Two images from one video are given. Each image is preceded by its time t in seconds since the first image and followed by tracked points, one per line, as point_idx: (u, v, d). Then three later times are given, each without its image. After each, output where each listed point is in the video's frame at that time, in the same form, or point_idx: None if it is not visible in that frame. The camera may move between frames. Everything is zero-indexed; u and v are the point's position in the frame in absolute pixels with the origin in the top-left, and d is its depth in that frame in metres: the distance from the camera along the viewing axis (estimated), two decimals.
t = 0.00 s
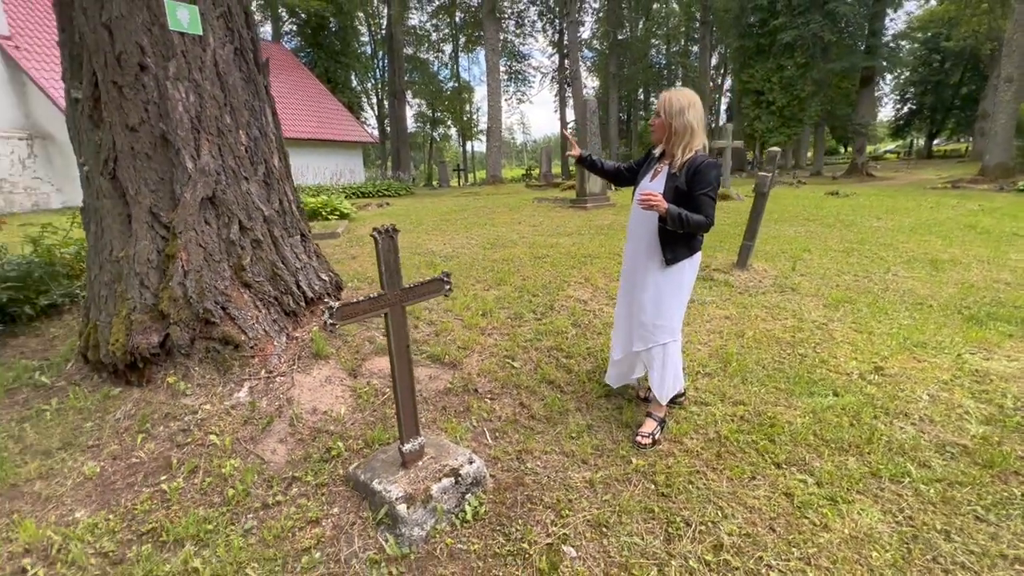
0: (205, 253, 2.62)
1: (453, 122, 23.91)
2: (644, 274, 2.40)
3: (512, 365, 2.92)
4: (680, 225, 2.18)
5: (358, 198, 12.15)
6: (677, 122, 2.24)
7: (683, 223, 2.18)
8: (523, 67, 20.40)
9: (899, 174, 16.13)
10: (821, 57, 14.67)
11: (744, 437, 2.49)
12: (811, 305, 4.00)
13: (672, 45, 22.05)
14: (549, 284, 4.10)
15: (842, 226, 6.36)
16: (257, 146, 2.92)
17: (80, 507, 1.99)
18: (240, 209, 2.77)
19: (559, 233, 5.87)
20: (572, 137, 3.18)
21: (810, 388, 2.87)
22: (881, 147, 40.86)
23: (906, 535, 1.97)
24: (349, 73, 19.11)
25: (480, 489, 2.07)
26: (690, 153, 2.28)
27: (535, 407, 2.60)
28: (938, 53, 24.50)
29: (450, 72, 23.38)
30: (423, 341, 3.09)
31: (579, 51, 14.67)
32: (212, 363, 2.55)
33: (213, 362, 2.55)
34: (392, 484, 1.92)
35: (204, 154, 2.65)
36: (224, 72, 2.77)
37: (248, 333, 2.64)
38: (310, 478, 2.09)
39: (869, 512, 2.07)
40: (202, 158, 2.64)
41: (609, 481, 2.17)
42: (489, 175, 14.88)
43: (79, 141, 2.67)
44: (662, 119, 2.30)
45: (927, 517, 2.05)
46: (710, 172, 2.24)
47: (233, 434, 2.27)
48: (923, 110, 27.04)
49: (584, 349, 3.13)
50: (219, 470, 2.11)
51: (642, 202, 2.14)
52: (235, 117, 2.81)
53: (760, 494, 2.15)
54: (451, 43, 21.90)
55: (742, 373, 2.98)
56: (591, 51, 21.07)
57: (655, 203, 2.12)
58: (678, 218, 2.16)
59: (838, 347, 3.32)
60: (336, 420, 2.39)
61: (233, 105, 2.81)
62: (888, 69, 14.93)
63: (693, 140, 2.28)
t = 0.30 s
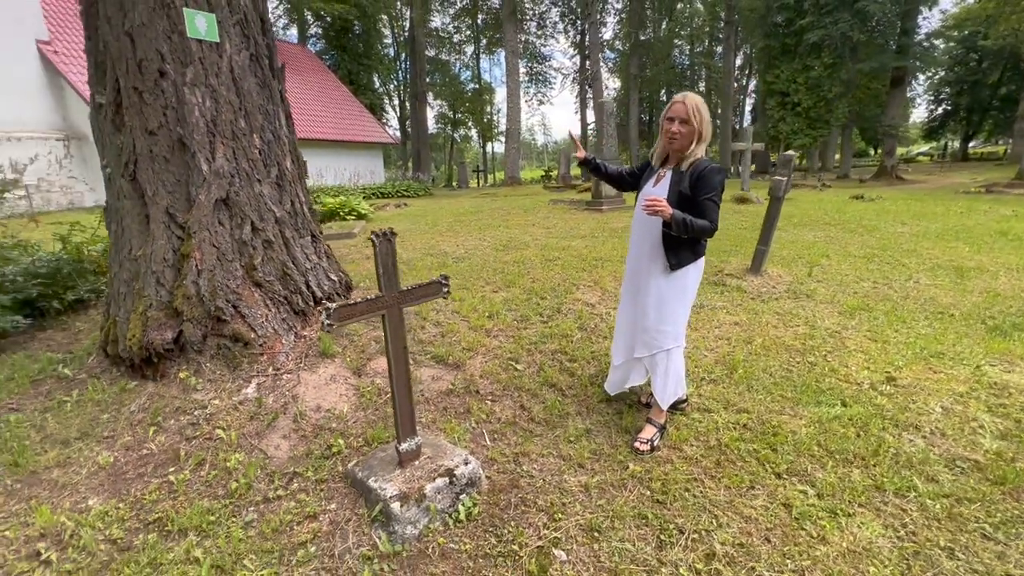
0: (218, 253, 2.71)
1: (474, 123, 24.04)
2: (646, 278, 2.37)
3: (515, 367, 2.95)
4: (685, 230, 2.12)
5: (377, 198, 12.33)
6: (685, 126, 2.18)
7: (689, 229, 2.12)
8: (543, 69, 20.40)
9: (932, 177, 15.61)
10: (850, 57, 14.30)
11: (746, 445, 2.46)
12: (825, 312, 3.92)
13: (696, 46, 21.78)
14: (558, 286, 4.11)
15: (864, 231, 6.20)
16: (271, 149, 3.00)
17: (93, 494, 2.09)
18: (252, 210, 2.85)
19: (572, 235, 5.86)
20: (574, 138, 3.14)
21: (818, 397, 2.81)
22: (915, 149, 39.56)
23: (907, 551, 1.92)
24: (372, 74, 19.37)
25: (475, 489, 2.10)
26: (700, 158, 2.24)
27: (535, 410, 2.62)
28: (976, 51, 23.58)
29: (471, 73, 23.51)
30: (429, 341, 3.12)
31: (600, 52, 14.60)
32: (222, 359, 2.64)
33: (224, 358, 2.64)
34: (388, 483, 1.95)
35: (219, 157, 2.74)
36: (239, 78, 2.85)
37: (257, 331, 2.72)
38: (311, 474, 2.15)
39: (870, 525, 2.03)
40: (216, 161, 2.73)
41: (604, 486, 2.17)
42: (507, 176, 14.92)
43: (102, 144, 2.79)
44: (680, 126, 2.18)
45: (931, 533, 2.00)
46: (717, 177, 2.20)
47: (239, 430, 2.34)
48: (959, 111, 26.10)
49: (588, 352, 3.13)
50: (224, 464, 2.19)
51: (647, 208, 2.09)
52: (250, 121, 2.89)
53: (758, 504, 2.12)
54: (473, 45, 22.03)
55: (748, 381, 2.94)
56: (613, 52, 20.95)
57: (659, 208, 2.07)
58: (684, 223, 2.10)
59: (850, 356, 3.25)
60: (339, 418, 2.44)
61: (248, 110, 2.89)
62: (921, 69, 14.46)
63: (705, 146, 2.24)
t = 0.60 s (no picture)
0: (223, 254, 2.74)
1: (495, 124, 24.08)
2: (647, 285, 2.25)
3: (515, 372, 2.92)
4: (688, 238, 1.98)
5: (395, 199, 12.43)
6: (694, 132, 2.02)
7: (692, 237, 1.98)
8: (564, 70, 20.33)
9: (967, 180, 15.03)
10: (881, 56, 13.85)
11: (747, 459, 2.38)
12: (841, 322, 3.78)
13: (721, 46, 21.42)
14: (565, 290, 4.07)
15: (889, 238, 5.98)
16: (278, 152, 3.04)
17: (93, 489, 2.14)
18: (257, 212, 2.88)
19: (584, 238, 5.80)
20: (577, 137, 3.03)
21: (827, 411, 2.71)
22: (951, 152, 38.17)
23: None
24: (394, 76, 19.56)
25: (465, 497, 2.08)
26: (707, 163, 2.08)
27: (532, 417, 2.59)
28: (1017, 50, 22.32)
29: (493, 74, 23.54)
30: (430, 344, 3.12)
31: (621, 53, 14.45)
32: (225, 358, 2.68)
33: (227, 358, 2.68)
34: (376, 488, 1.95)
35: (226, 159, 2.78)
36: (248, 81, 2.89)
37: (259, 331, 2.75)
38: (303, 476, 2.16)
39: (874, 549, 1.94)
40: (223, 163, 2.77)
41: (597, 497, 2.13)
42: (525, 177, 14.89)
43: (114, 146, 2.85)
44: (688, 131, 2.03)
45: (939, 559, 1.91)
46: (724, 184, 2.04)
47: (237, 429, 2.37)
48: (998, 113, 25.07)
49: (591, 359, 3.08)
50: (220, 463, 2.21)
51: (648, 215, 1.94)
52: (257, 124, 2.92)
53: (756, 521, 2.05)
54: (494, 46, 22.06)
55: (754, 392, 2.85)
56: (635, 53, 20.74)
57: (662, 215, 1.92)
58: (687, 231, 1.96)
59: (864, 369, 3.12)
60: (335, 420, 2.45)
61: (256, 113, 2.92)
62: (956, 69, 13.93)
63: (712, 151, 2.09)
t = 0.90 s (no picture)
0: (237, 255, 2.81)
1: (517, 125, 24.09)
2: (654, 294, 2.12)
3: (521, 376, 2.92)
4: (699, 247, 1.82)
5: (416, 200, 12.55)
6: (702, 136, 1.86)
7: (702, 245, 1.81)
8: (587, 70, 20.24)
9: (1007, 184, 14.41)
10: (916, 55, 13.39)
11: (753, 470, 2.33)
12: (861, 330, 3.67)
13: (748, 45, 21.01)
14: (577, 294, 4.05)
15: (916, 243, 5.78)
16: (292, 154, 3.09)
17: (108, 480, 2.22)
18: (271, 213, 2.94)
19: (600, 241, 5.76)
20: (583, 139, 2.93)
21: (839, 423, 2.64)
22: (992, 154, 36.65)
23: None
24: (417, 77, 19.75)
25: (463, 500, 2.09)
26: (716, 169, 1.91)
27: (535, 421, 2.59)
28: None
29: (515, 75, 23.57)
30: (438, 345, 3.14)
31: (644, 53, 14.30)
32: (238, 356, 2.75)
33: (240, 356, 2.75)
34: (375, 488, 1.97)
35: (241, 162, 2.85)
36: (264, 86, 2.96)
37: (270, 330, 2.82)
38: (306, 474, 2.20)
39: (881, 568, 1.88)
40: (238, 166, 2.84)
41: (596, 505, 2.12)
42: (545, 178, 14.87)
43: (137, 148, 2.96)
44: (695, 136, 1.86)
45: None
46: (736, 189, 1.87)
47: (245, 426, 2.43)
48: None
49: (598, 364, 3.06)
50: (228, 459, 2.27)
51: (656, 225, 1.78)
52: (272, 128, 2.99)
53: (758, 535, 2.01)
54: (517, 47, 22.08)
55: (764, 402, 2.79)
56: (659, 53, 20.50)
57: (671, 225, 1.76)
58: (698, 240, 1.81)
59: (882, 380, 3.03)
60: (340, 419, 2.49)
61: (271, 117, 2.99)
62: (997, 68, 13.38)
63: (720, 156, 1.92)
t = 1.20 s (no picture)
0: (259, 254, 2.92)
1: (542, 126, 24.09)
2: (660, 303, 2.11)
3: (532, 376, 2.95)
4: (704, 255, 1.81)
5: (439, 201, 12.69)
6: (708, 139, 1.86)
7: (707, 252, 1.81)
8: (613, 71, 20.12)
9: None
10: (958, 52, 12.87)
11: (761, 477, 2.31)
12: (884, 337, 3.57)
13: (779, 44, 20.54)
14: (592, 296, 4.05)
15: (950, 248, 5.58)
16: (313, 157, 3.20)
17: (135, 466, 2.34)
18: (292, 214, 3.05)
19: (618, 243, 5.74)
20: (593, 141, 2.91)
21: (855, 431, 2.58)
22: None
23: None
24: (442, 79, 19.95)
25: (468, 496, 2.14)
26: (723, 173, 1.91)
27: (543, 421, 2.61)
28: None
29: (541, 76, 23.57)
30: (452, 344, 3.20)
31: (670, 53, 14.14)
32: (259, 351, 2.86)
33: (260, 351, 2.86)
34: (382, 481, 2.03)
35: (265, 164, 2.97)
36: (288, 91, 3.07)
37: (289, 327, 2.92)
38: (319, 466, 2.28)
39: None
40: (262, 168, 2.95)
41: (599, 505, 2.13)
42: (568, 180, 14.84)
43: (168, 151, 3.10)
44: (702, 139, 1.87)
45: None
46: (742, 195, 1.86)
47: (263, 418, 2.52)
48: None
49: (610, 366, 3.07)
50: (246, 449, 2.37)
51: (659, 231, 1.78)
52: (295, 132, 3.10)
53: (763, 541, 1.99)
54: (542, 48, 22.08)
55: (777, 408, 2.76)
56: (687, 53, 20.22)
57: (676, 231, 1.76)
58: (703, 247, 1.80)
59: (904, 389, 2.94)
60: (353, 414, 2.57)
61: (294, 121, 3.10)
62: None
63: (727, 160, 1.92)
